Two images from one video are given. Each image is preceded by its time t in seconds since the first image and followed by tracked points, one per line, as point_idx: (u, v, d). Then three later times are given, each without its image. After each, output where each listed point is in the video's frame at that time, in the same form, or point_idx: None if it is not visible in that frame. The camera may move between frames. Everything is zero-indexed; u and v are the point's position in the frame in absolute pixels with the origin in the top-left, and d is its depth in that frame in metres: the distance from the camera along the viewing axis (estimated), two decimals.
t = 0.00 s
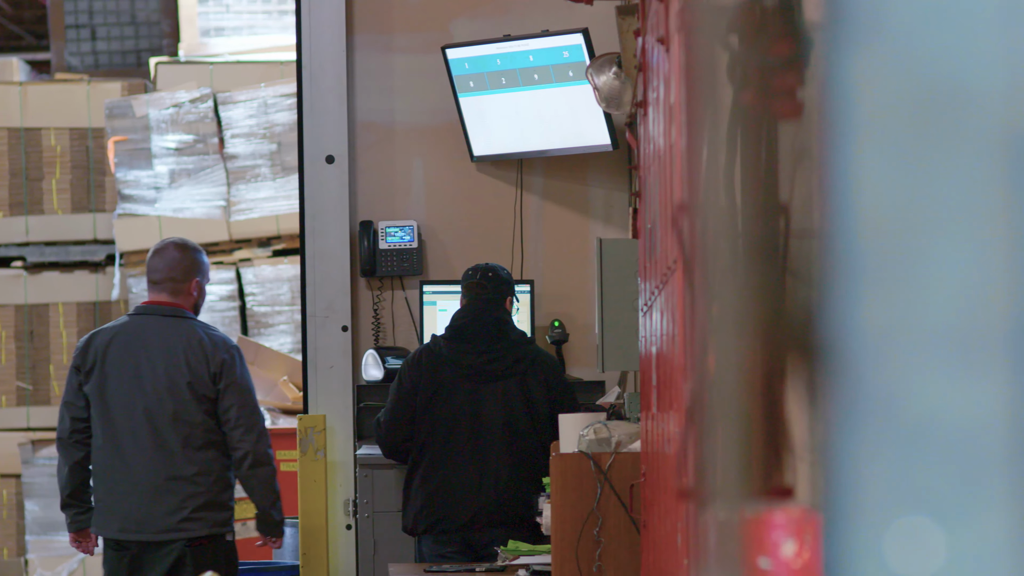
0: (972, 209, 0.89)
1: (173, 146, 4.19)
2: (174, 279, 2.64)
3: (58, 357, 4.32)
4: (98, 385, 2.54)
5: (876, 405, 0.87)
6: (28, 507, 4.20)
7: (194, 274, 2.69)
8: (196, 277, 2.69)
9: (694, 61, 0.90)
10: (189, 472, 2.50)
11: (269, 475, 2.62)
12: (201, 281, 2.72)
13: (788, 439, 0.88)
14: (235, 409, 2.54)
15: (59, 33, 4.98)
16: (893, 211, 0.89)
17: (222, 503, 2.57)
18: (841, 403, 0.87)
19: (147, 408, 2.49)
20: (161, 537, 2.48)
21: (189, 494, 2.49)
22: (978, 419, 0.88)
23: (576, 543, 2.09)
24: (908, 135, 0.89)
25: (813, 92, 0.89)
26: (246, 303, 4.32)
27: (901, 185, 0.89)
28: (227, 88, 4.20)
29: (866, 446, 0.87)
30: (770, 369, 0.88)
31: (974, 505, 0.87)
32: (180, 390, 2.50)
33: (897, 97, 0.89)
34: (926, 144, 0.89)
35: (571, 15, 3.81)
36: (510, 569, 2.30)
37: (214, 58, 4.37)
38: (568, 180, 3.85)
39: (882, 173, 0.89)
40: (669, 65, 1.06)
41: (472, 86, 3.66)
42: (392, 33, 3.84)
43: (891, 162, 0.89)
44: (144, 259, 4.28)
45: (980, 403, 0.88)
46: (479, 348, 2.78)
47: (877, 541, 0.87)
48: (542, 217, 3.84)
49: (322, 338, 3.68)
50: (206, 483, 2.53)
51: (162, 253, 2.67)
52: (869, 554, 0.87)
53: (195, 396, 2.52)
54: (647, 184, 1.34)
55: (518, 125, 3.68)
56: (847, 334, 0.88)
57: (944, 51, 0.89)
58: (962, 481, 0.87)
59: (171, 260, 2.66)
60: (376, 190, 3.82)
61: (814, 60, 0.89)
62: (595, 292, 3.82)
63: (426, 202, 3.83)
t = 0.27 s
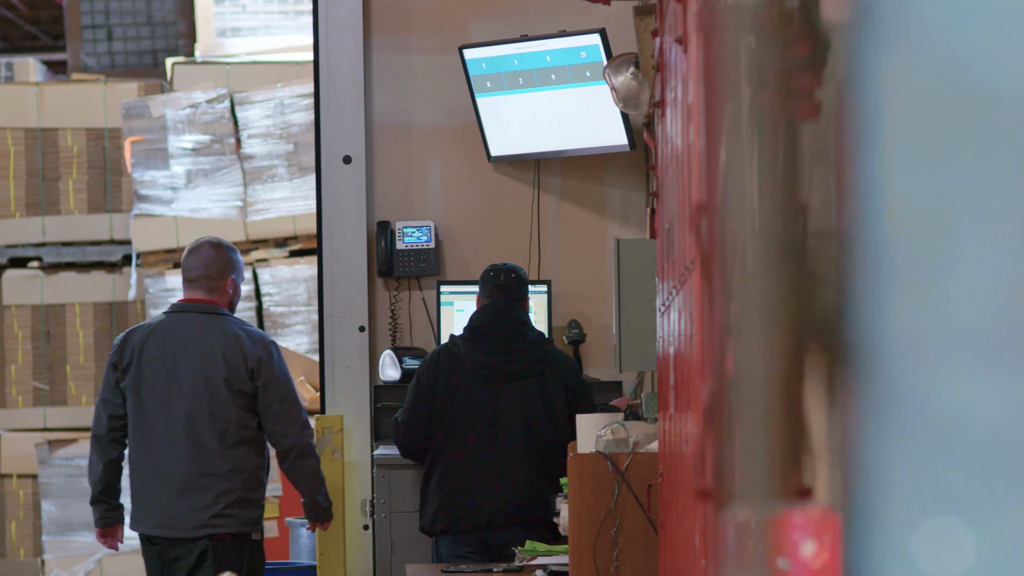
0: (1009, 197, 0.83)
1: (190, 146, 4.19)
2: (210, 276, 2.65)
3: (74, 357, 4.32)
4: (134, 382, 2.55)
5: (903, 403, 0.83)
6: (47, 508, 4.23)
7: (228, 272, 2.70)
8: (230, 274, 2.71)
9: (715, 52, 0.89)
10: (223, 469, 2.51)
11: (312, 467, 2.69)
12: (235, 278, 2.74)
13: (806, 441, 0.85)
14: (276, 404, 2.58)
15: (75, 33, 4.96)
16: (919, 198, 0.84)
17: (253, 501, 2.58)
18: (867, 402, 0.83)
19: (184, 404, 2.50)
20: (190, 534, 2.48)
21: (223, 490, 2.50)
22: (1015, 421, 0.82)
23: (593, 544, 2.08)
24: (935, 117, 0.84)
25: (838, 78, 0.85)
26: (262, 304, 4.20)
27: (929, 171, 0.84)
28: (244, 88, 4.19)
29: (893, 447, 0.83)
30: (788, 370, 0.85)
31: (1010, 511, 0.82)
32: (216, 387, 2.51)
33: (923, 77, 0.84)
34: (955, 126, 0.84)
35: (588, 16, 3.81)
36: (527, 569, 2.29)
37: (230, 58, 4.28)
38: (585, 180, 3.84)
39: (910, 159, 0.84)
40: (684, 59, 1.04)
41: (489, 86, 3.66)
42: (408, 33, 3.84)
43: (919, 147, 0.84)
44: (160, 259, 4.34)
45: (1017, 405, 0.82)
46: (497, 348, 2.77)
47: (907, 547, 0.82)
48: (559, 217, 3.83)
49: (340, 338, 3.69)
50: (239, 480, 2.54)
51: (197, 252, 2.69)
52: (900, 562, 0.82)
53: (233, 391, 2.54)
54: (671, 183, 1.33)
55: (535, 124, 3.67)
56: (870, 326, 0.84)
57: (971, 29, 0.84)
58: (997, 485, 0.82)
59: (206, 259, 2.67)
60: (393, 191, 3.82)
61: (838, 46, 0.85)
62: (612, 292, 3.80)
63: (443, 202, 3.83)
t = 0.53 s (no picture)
0: None
1: (205, 146, 4.19)
2: (232, 282, 2.67)
3: (89, 357, 4.34)
4: (159, 387, 2.57)
5: (924, 403, 0.90)
6: (62, 508, 4.26)
7: (252, 276, 2.72)
8: (253, 279, 2.73)
9: (747, 78, 0.96)
10: (246, 469, 2.52)
11: (332, 466, 2.66)
12: (259, 283, 2.76)
13: (825, 438, 0.93)
14: (296, 404, 2.56)
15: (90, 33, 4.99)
16: (941, 216, 0.91)
17: (279, 499, 2.58)
18: (889, 402, 0.91)
19: (206, 407, 2.52)
20: (215, 532, 2.50)
21: (246, 488, 2.50)
22: None
23: (610, 544, 2.06)
24: (958, 140, 0.91)
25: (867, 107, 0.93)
26: (277, 304, 4.19)
27: (951, 190, 0.91)
28: (259, 88, 4.20)
29: (914, 444, 0.90)
30: (809, 372, 0.94)
31: None
32: (237, 388, 2.52)
33: (948, 104, 0.92)
34: (978, 149, 0.91)
35: (604, 17, 3.81)
36: (543, 569, 2.28)
37: (244, 58, 4.30)
38: (601, 180, 3.83)
39: (933, 179, 0.92)
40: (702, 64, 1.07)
41: (505, 87, 3.64)
42: (424, 34, 3.84)
43: (942, 168, 0.91)
44: (175, 259, 4.28)
45: None
46: (514, 347, 2.77)
47: (926, 538, 0.90)
48: (574, 218, 3.83)
49: (355, 338, 3.69)
50: (263, 479, 2.54)
51: (220, 258, 2.71)
52: (920, 551, 0.90)
53: (253, 392, 2.54)
54: (687, 186, 1.35)
55: (550, 124, 3.66)
56: (891, 333, 0.92)
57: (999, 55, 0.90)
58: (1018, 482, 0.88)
59: (229, 264, 2.69)
60: (409, 191, 3.82)
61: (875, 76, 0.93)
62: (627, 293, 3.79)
63: (459, 202, 3.83)
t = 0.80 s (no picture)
0: None
1: (219, 146, 4.20)
2: (246, 283, 2.67)
3: (102, 357, 4.37)
4: (177, 391, 2.59)
5: (951, 411, 0.97)
6: (75, 507, 4.28)
7: (266, 276, 2.71)
8: (268, 279, 2.72)
9: (766, 98, 1.00)
10: (261, 468, 2.52)
11: (335, 464, 2.56)
12: (274, 282, 2.74)
13: (843, 438, 0.99)
14: (302, 398, 2.52)
15: (103, 33, 5.01)
16: (962, 237, 0.99)
17: (295, 499, 2.57)
18: (916, 410, 0.98)
19: (221, 408, 2.53)
20: (233, 533, 2.52)
21: (261, 489, 2.51)
22: None
23: (624, 544, 2.06)
24: (974, 168, 1.00)
25: (895, 137, 0.99)
26: (290, 303, 4.19)
27: (971, 214, 0.99)
28: (272, 88, 4.21)
29: (942, 450, 0.97)
30: (829, 372, 0.99)
31: None
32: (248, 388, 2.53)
33: (966, 136, 1.00)
34: (998, 169, 0.99)
35: (618, 17, 3.80)
36: (557, 569, 2.27)
37: (257, 58, 4.31)
38: (615, 180, 3.83)
39: (959, 193, 0.99)
40: (716, 64, 1.09)
41: (519, 86, 3.64)
42: (438, 33, 3.84)
43: (966, 192, 0.99)
44: (189, 259, 4.29)
45: None
46: (529, 347, 2.76)
47: (954, 532, 0.97)
48: (588, 218, 3.82)
49: (369, 339, 3.70)
50: (277, 479, 2.54)
51: (234, 260, 2.70)
52: (948, 551, 0.97)
53: (264, 390, 2.54)
54: (701, 186, 1.35)
55: (564, 124, 3.66)
56: (916, 346, 0.99)
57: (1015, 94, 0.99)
58: None
59: (243, 267, 2.69)
60: (422, 191, 3.82)
61: (897, 111, 1.00)
62: (642, 292, 3.78)
63: (472, 202, 3.83)
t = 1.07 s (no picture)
0: None
1: (233, 146, 4.21)
2: (264, 282, 2.68)
3: (117, 357, 4.40)
4: (199, 391, 2.66)
5: (974, 407, 0.98)
6: (89, 508, 4.30)
7: (285, 275, 2.72)
8: (287, 278, 2.72)
9: (783, 98, 0.99)
10: (271, 466, 2.52)
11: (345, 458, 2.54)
12: (293, 281, 2.75)
13: (865, 438, 0.98)
14: (308, 395, 2.51)
15: (118, 34, 5.03)
16: (981, 239, 0.99)
17: (309, 496, 2.56)
18: (938, 409, 0.98)
19: (233, 407, 2.56)
20: (247, 531, 2.52)
21: (273, 487, 2.51)
22: None
23: (639, 545, 2.05)
24: (996, 175, 1.00)
25: (916, 137, 0.99)
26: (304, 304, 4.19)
27: (990, 217, 1.00)
28: (287, 89, 4.22)
29: (963, 449, 0.97)
30: (852, 372, 0.98)
31: None
32: (256, 387, 2.53)
33: (989, 142, 1.00)
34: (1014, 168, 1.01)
35: (633, 18, 3.80)
36: (572, 569, 2.26)
37: (272, 59, 4.32)
38: (630, 181, 3.82)
39: (978, 191, 0.99)
40: (732, 65, 1.08)
41: (534, 87, 3.62)
42: (453, 34, 3.85)
43: (984, 190, 0.99)
44: (203, 260, 4.32)
45: None
46: (548, 348, 2.76)
47: (977, 526, 0.97)
48: (603, 218, 3.81)
49: (384, 339, 3.70)
50: (289, 477, 2.53)
51: (254, 259, 2.72)
52: (969, 551, 0.97)
53: (271, 389, 2.54)
54: (717, 186, 1.34)
55: (578, 125, 3.65)
56: (940, 347, 0.98)
57: None
58: None
59: (262, 266, 2.70)
60: (437, 192, 3.82)
61: (917, 112, 0.99)
62: (657, 293, 3.77)
63: (487, 202, 3.82)
